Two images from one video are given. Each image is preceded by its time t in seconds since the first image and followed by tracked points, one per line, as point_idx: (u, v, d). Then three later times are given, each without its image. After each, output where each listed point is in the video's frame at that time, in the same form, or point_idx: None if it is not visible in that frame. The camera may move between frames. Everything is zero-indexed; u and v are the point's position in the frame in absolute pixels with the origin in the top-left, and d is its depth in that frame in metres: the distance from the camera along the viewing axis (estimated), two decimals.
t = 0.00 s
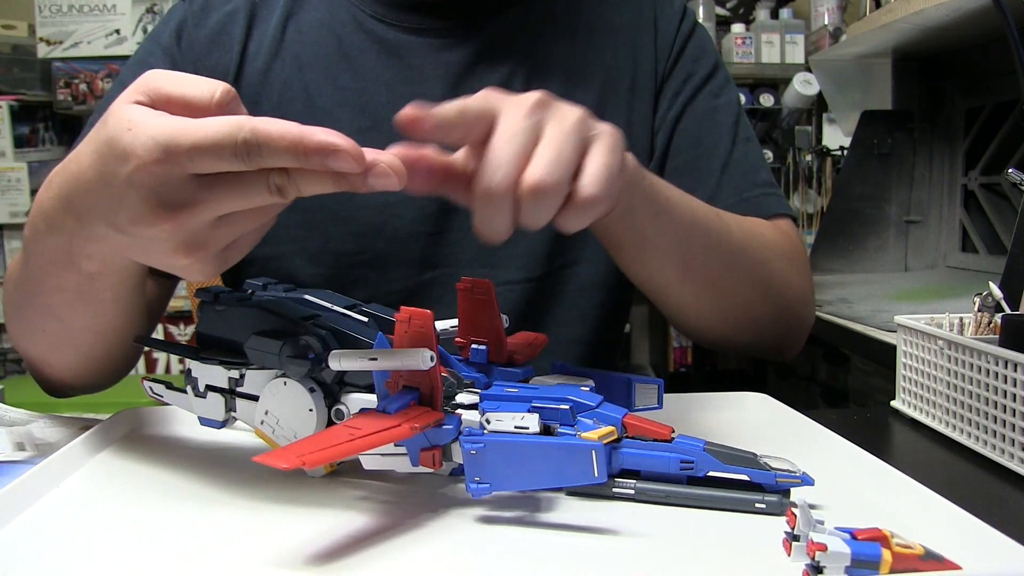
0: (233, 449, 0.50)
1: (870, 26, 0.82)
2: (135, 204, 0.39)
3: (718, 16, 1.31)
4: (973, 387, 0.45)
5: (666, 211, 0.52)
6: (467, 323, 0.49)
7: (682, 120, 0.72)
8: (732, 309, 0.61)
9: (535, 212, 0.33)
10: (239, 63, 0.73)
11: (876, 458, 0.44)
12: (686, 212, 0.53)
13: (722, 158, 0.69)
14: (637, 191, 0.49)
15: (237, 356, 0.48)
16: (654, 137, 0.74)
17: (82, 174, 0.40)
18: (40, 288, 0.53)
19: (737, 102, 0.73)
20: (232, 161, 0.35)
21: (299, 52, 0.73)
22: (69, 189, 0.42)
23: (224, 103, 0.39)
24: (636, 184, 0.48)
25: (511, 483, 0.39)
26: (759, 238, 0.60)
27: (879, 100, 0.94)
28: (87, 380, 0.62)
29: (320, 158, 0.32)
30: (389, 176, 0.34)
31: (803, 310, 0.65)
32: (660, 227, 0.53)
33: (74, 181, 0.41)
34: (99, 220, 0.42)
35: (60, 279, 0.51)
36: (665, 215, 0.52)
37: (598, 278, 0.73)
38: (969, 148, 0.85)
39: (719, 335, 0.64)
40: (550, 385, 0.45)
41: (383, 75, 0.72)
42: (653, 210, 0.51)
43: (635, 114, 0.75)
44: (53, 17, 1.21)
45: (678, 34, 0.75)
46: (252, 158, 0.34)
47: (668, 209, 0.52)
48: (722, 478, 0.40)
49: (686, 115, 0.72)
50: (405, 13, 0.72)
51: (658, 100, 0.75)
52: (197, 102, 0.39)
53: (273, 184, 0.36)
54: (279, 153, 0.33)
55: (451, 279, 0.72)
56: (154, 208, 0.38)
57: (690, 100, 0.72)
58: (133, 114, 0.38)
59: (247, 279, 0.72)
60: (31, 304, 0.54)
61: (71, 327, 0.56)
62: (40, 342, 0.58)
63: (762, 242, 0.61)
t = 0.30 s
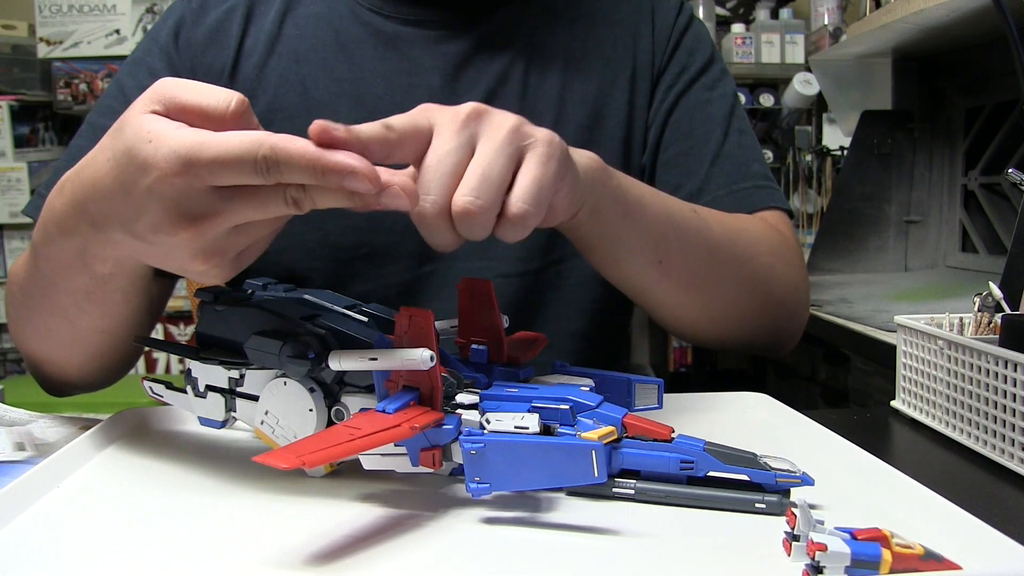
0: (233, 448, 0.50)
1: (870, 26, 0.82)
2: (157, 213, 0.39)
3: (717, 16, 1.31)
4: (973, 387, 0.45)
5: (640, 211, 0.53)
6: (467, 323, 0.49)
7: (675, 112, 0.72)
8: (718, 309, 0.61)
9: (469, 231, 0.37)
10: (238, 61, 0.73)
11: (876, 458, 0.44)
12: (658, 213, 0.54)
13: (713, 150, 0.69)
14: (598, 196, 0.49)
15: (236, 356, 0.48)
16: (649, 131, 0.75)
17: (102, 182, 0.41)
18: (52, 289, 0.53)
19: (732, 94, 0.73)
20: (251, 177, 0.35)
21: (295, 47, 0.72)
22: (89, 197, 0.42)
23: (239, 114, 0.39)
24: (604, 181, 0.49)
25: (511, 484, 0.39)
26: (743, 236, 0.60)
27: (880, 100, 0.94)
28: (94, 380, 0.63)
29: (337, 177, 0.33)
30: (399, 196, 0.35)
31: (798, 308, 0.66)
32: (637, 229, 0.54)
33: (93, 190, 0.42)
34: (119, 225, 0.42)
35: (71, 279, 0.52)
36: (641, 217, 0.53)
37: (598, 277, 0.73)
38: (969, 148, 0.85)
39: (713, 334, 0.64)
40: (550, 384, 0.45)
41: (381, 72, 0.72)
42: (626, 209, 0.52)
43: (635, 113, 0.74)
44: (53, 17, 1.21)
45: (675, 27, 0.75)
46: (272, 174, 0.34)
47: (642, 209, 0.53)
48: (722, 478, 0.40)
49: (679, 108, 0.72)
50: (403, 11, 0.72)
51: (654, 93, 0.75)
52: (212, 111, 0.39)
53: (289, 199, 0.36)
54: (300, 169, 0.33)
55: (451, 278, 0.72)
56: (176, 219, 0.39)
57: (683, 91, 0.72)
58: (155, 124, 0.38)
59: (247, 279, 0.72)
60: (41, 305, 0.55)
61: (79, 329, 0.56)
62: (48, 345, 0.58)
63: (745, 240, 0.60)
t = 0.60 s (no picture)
0: (234, 448, 0.50)
1: (870, 26, 0.82)
2: (168, 218, 0.39)
3: (717, 16, 1.31)
4: (973, 387, 0.45)
5: (674, 216, 0.53)
6: (467, 323, 0.49)
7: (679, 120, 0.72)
8: (730, 315, 0.62)
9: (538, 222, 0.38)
10: (235, 60, 0.73)
11: (876, 458, 0.44)
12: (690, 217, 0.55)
13: (719, 159, 0.69)
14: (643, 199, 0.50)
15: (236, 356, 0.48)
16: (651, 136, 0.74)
17: (104, 181, 0.41)
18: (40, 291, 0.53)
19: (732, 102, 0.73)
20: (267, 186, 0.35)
21: (292, 46, 0.72)
22: (89, 195, 0.42)
23: (246, 120, 0.39)
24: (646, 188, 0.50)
25: (512, 484, 0.39)
26: (760, 245, 0.61)
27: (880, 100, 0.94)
28: (85, 383, 0.63)
29: (349, 187, 0.33)
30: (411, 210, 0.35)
31: (797, 313, 0.66)
32: (667, 233, 0.54)
33: (93, 189, 0.42)
34: (120, 224, 0.42)
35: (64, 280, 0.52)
36: (674, 222, 0.54)
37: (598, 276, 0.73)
38: (970, 148, 0.85)
39: (715, 341, 0.65)
40: (550, 384, 0.45)
41: (379, 71, 0.72)
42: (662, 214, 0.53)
43: (635, 112, 0.74)
44: (53, 17, 1.21)
45: (676, 31, 0.76)
46: (285, 180, 0.34)
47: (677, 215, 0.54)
48: (723, 478, 0.40)
49: (683, 114, 0.72)
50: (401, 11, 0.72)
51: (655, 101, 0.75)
52: (219, 117, 0.39)
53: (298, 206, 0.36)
54: (312, 176, 0.34)
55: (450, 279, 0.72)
56: (190, 221, 0.39)
57: (686, 100, 0.73)
58: (164, 124, 0.38)
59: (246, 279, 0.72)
60: (29, 306, 0.55)
61: (69, 332, 0.56)
62: (39, 344, 0.58)
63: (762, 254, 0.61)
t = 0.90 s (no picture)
0: (234, 449, 0.50)
1: (870, 26, 0.82)
2: (68, 179, 0.34)
3: (717, 16, 1.31)
4: (973, 387, 0.45)
5: (741, 206, 0.54)
6: (468, 323, 0.49)
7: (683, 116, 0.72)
8: (767, 309, 0.63)
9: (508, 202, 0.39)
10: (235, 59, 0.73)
11: (874, 458, 0.44)
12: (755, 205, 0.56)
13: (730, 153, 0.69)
14: (717, 191, 0.51)
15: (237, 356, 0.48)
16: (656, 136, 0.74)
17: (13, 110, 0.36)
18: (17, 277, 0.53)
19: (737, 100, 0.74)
20: (213, 154, 0.33)
21: (292, 46, 0.72)
22: None
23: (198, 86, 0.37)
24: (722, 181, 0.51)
25: (512, 484, 0.39)
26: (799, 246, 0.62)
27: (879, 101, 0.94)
28: (44, 359, 0.62)
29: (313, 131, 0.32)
30: (357, 174, 0.35)
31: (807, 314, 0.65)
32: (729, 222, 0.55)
33: None
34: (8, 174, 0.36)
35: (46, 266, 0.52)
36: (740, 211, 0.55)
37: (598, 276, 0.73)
38: (969, 148, 0.85)
39: (740, 331, 0.66)
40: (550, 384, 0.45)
41: (378, 70, 0.72)
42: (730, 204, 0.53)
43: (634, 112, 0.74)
44: (53, 17, 1.21)
45: (677, 32, 0.76)
46: (234, 123, 0.32)
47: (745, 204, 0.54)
48: (722, 478, 0.40)
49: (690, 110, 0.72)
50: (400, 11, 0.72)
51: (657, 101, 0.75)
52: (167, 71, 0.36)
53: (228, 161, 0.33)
54: (271, 121, 0.32)
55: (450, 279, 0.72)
56: (88, 188, 0.34)
57: (692, 95, 0.73)
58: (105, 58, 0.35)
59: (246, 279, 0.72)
60: None
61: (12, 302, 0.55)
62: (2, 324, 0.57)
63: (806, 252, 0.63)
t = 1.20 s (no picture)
0: (234, 449, 0.50)
1: (870, 26, 0.82)
2: (149, 187, 0.36)
3: (717, 16, 1.31)
4: (973, 387, 0.45)
5: (726, 207, 0.54)
6: (467, 323, 0.48)
7: (678, 110, 0.72)
8: (760, 309, 0.62)
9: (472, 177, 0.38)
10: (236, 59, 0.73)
11: (874, 458, 0.44)
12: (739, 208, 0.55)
13: (723, 148, 0.69)
14: (706, 186, 0.51)
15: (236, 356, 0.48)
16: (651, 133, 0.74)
17: (79, 119, 0.38)
18: (25, 287, 0.53)
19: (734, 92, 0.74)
20: (291, 145, 0.35)
21: (293, 45, 0.72)
22: (55, 136, 0.39)
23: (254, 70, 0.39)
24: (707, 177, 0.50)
25: (512, 484, 0.39)
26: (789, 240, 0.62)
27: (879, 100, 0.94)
28: (52, 364, 0.62)
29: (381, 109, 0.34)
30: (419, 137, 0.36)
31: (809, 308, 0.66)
32: (716, 223, 0.54)
33: (63, 127, 0.38)
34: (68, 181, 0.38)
35: (36, 272, 0.52)
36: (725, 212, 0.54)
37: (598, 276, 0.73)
38: (969, 148, 0.85)
39: (734, 331, 0.65)
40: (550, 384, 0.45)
41: (379, 70, 0.72)
42: (714, 205, 0.53)
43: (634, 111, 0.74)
44: (52, 17, 1.21)
45: (673, 28, 0.76)
46: (305, 108, 0.33)
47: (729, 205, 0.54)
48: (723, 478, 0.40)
49: (682, 106, 0.72)
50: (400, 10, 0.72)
51: (654, 97, 0.75)
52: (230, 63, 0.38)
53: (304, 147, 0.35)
54: (342, 101, 0.33)
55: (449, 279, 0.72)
56: (174, 195, 0.36)
57: (687, 88, 0.72)
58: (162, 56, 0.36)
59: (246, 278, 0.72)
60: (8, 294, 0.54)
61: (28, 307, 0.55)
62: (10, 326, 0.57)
63: (794, 238, 0.63)
